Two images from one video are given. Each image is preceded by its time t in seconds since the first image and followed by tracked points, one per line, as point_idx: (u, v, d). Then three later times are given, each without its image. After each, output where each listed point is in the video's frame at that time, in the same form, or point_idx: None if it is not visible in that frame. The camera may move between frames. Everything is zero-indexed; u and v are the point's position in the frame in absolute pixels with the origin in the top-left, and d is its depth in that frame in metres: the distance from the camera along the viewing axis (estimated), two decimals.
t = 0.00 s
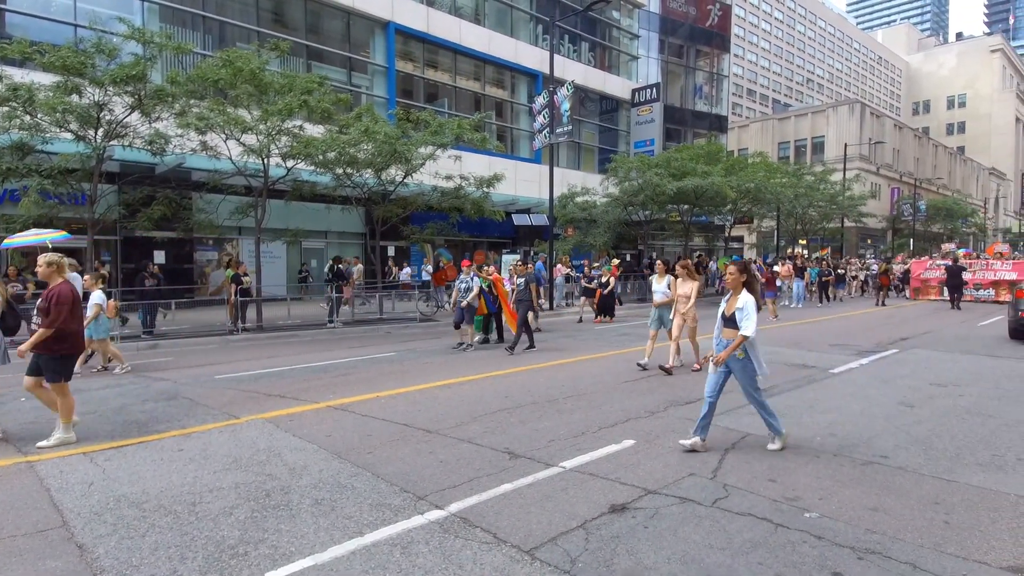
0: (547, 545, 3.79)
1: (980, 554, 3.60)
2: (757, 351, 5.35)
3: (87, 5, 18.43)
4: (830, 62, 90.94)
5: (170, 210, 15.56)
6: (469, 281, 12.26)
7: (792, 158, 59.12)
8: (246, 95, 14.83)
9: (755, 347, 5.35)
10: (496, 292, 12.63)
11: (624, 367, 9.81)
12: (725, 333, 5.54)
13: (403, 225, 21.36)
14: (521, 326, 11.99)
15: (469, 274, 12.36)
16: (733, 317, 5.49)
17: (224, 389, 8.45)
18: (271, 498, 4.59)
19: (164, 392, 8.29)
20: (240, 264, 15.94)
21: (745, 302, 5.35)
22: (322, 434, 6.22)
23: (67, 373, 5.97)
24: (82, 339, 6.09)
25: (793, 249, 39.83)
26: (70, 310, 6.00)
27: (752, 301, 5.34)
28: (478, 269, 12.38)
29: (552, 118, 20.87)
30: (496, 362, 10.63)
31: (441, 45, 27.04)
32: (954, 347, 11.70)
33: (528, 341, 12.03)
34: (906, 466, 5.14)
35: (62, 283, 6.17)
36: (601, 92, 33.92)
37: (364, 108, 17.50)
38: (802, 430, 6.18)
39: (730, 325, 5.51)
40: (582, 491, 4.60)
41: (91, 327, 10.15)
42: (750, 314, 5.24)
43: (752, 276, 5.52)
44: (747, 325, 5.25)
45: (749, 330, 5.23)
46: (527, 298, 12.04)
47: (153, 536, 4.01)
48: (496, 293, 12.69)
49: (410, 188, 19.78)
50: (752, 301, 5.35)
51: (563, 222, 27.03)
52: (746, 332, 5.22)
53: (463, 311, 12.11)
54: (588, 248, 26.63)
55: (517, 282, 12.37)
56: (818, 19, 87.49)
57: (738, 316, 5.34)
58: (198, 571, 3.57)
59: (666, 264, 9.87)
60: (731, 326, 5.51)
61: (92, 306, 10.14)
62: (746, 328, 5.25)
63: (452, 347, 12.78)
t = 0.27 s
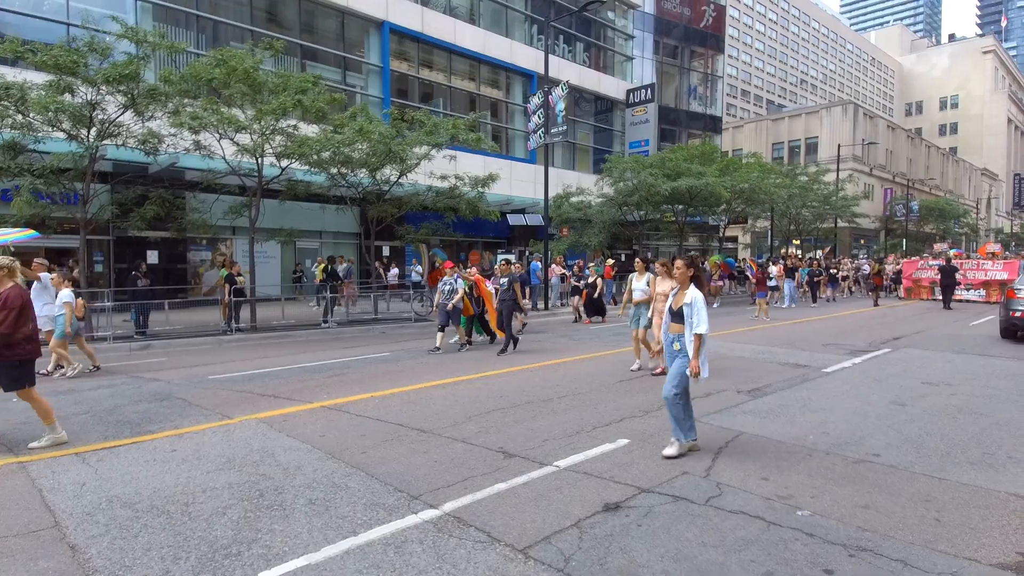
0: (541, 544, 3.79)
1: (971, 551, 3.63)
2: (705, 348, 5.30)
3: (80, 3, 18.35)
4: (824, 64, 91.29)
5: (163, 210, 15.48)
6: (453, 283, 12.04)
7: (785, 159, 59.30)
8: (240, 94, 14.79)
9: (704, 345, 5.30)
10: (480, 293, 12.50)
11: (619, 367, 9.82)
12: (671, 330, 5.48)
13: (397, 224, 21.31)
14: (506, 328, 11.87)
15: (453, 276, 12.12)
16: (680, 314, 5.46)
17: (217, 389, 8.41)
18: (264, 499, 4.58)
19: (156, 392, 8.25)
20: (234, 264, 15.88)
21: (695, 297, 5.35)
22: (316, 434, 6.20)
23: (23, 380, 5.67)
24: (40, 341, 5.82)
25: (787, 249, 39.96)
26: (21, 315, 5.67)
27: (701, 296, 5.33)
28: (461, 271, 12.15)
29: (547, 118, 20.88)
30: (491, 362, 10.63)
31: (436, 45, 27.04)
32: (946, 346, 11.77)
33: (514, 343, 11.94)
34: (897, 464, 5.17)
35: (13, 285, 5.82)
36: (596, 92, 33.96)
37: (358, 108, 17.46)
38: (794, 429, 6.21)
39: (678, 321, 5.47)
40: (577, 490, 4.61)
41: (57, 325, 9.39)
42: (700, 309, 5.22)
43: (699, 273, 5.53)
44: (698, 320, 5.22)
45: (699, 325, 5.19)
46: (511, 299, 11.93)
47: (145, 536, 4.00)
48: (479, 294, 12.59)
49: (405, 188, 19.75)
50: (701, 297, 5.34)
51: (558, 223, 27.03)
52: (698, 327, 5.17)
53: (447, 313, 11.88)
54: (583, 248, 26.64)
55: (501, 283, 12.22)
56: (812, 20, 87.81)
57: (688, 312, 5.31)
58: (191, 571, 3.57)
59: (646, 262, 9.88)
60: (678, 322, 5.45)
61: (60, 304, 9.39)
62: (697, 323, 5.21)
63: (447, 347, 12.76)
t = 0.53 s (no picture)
0: (532, 543, 3.80)
1: (958, 548, 3.66)
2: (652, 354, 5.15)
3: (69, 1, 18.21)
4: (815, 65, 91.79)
5: (153, 210, 15.38)
6: (435, 281, 11.83)
7: (776, 159, 59.58)
8: (231, 93, 14.72)
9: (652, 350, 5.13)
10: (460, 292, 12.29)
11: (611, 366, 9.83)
12: (615, 335, 5.22)
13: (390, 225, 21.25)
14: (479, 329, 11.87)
15: (434, 274, 11.86)
16: (625, 318, 5.19)
17: (208, 390, 8.37)
18: (255, 499, 4.56)
19: (146, 393, 8.19)
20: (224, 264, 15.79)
21: (639, 302, 5.11)
22: (307, 434, 6.18)
23: None
24: None
25: (778, 249, 40.14)
26: None
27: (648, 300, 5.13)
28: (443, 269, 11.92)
29: (539, 118, 20.89)
30: (484, 362, 10.62)
31: (428, 45, 27.01)
32: (934, 345, 11.87)
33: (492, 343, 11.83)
34: (886, 462, 5.21)
35: None
36: (589, 92, 34.01)
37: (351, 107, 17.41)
38: (785, 427, 6.24)
39: (623, 326, 5.20)
40: (568, 489, 4.61)
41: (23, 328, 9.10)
42: (649, 314, 5.04)
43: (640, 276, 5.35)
44: (647, 326, 5.04)
45: (649, 332, 5.01)
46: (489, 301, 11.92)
47: (135, 538, 3.97)
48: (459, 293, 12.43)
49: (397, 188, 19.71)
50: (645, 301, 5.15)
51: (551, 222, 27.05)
52: (648, 334, 4.99)
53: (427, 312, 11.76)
54: (576, 248, 26.67)
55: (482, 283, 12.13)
56: (803, 22, 88.35)
57: (636, 317, 5.06)
58: (181, 571, 3.55)
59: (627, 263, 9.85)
60: (622, 328, 5.21)
61: (24, 307, 9.13)
62: (646, 329, 5.03)
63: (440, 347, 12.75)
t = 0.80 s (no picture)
0: (522, 542, 3.80)
1: (943, 544, 3.70)
2: (590, 353, 5.01)
3: None
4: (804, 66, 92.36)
5: (141, 209, 15.26)
6: (416, 282, 11.68)
7: (766, 160, 59.91)
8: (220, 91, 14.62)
9: (589, 348, 5.00)
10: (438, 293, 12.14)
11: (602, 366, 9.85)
12: (557, 331, 5.20)
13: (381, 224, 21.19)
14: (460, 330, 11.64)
15: (415, 274, 11.73)
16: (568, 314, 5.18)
17: (196, 390, 8.30)
18: (244, 500, 4.54)
19: (133, 393, 8.13)
20: (213, 264, 15.69)
21: (580, 297, 5.09)
22: (297, 435, 6.15)
23: None
24: None
25: (767, 249, 40.37)
26: None
27: (586, 296, 5.06)
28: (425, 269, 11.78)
29: (531, 119, 20.88)
30: (475, 362, 10.61)
31: (419, 44, 26.95)
32: (920, 344, 11.99)
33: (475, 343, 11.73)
34: (873, 459, 5.25)
35: None
36: (580, 92, 34.05)
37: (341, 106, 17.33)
38: (773, 426, 6.27)
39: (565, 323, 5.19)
40: (559, 488, 4.62)
41: None
42: (584, 311, 4.97)
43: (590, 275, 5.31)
44: (581, 321, 4.97)
45: (579, 327, 4.94)
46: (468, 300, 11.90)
47: (123, 539, 3.94)
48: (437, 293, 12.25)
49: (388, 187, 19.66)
50: (586, 298, 5.08)
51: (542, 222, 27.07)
52: (579, 329, 4.92)
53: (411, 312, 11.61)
54: (568, 248, 26.69)
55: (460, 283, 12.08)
56: (792, 23, 88.86)
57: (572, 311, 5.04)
58: (168, 573, 3.53)
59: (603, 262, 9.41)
60: (566, 325, 5.17)
61: None
62: (579, 325, 4.96)
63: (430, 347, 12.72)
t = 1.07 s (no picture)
0: (507, 541, 3.80)
1: (922, 540, 3.74)
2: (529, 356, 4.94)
3: None
4: (788, 69, 93.19)
5: (123, 208, 15.08)
6: (391, 283, 11.54)
7: (750, 161, 60.38)
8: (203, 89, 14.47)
9: (524, 351, 4.93)
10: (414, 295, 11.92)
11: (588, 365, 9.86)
12: (494, 336, 5.14)
13: (367, 224, 21.09)
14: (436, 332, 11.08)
15: (392, 275, 11.70)
16: (503, 318, 5.11)
17: (178, 392, 8.20)
18: (227, 502, 4.50)
19: (114, 395, 8.02)
20: (195, 264, 15.53)
21: (513, 301, 5.01)
22: (279, 436, 6.10)
23: None
24: None
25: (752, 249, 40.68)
26: None
27: (519, 300, 4.99)
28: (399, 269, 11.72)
29: (518, 119, 20.88)
30: (461, 362, 10.61)
31: (406, 43, 26.87)
32: (900, 343, 12.15)
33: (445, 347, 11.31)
34: (853, 457, 5.31)
35: None
36: (567, 92, 34.12)
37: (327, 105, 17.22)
38: (757, 424, 6.33)
39: (500, 327, 5.13)
40: (544, 488, 4.62)
41: None
42: (517, 315, 4.91)
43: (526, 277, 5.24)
44: (514, 326, 4.90)
45: (513, 332, 4.87)
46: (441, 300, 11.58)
47: (102, 542, 3.89)
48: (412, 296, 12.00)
49: (374, 187, 19.58)
50: (520, 301, 5.01)
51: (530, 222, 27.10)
52: (513, 334, 4.86)
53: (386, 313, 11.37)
54: (555, 248, 26.71)
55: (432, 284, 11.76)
56: (777, 26, 89.64)
57: (505, 316, 4.97)
58: None
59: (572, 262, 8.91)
60: (500, 329, 5.12)
61: None
62: (513, 329, 4.89)
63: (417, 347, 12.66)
